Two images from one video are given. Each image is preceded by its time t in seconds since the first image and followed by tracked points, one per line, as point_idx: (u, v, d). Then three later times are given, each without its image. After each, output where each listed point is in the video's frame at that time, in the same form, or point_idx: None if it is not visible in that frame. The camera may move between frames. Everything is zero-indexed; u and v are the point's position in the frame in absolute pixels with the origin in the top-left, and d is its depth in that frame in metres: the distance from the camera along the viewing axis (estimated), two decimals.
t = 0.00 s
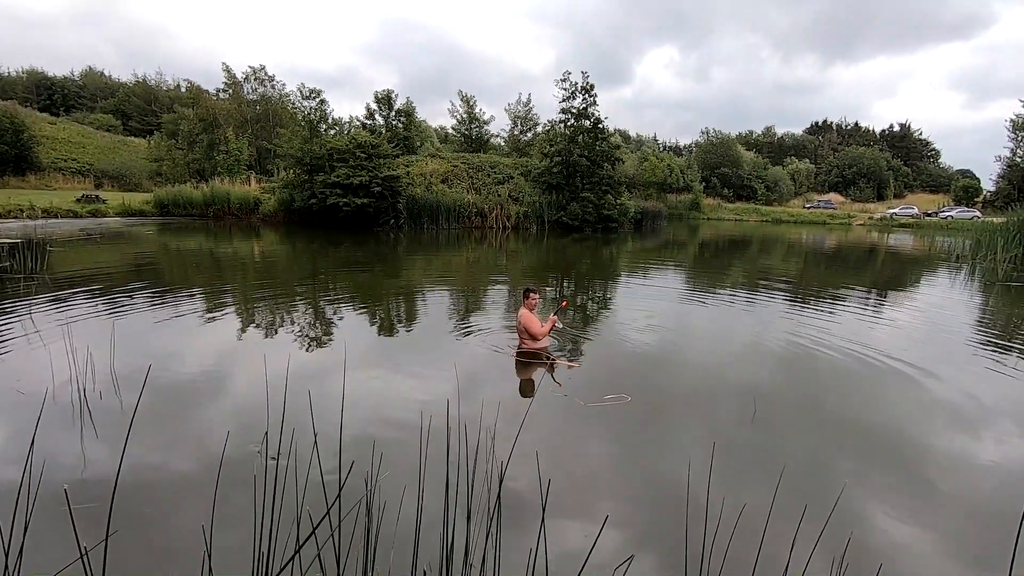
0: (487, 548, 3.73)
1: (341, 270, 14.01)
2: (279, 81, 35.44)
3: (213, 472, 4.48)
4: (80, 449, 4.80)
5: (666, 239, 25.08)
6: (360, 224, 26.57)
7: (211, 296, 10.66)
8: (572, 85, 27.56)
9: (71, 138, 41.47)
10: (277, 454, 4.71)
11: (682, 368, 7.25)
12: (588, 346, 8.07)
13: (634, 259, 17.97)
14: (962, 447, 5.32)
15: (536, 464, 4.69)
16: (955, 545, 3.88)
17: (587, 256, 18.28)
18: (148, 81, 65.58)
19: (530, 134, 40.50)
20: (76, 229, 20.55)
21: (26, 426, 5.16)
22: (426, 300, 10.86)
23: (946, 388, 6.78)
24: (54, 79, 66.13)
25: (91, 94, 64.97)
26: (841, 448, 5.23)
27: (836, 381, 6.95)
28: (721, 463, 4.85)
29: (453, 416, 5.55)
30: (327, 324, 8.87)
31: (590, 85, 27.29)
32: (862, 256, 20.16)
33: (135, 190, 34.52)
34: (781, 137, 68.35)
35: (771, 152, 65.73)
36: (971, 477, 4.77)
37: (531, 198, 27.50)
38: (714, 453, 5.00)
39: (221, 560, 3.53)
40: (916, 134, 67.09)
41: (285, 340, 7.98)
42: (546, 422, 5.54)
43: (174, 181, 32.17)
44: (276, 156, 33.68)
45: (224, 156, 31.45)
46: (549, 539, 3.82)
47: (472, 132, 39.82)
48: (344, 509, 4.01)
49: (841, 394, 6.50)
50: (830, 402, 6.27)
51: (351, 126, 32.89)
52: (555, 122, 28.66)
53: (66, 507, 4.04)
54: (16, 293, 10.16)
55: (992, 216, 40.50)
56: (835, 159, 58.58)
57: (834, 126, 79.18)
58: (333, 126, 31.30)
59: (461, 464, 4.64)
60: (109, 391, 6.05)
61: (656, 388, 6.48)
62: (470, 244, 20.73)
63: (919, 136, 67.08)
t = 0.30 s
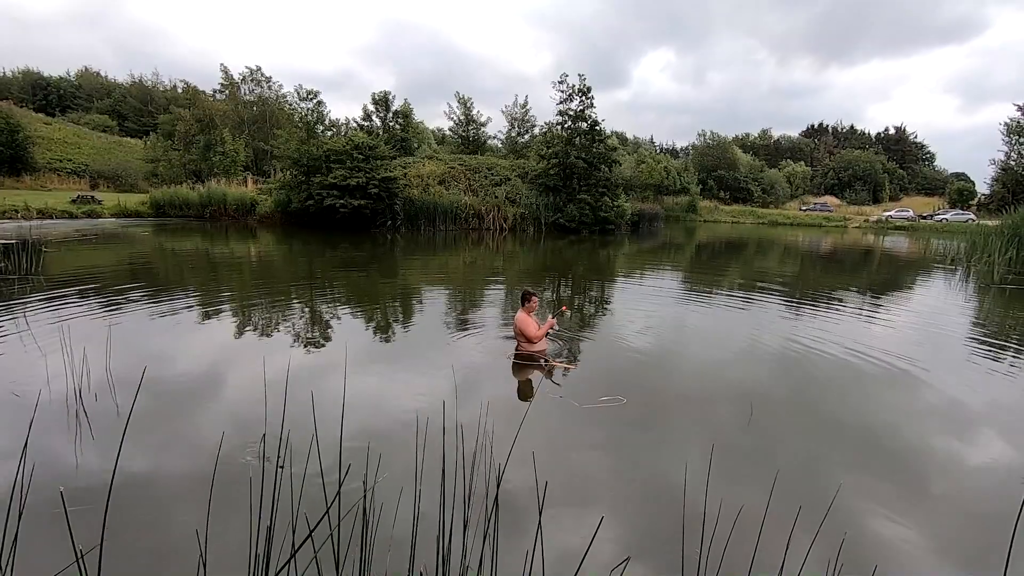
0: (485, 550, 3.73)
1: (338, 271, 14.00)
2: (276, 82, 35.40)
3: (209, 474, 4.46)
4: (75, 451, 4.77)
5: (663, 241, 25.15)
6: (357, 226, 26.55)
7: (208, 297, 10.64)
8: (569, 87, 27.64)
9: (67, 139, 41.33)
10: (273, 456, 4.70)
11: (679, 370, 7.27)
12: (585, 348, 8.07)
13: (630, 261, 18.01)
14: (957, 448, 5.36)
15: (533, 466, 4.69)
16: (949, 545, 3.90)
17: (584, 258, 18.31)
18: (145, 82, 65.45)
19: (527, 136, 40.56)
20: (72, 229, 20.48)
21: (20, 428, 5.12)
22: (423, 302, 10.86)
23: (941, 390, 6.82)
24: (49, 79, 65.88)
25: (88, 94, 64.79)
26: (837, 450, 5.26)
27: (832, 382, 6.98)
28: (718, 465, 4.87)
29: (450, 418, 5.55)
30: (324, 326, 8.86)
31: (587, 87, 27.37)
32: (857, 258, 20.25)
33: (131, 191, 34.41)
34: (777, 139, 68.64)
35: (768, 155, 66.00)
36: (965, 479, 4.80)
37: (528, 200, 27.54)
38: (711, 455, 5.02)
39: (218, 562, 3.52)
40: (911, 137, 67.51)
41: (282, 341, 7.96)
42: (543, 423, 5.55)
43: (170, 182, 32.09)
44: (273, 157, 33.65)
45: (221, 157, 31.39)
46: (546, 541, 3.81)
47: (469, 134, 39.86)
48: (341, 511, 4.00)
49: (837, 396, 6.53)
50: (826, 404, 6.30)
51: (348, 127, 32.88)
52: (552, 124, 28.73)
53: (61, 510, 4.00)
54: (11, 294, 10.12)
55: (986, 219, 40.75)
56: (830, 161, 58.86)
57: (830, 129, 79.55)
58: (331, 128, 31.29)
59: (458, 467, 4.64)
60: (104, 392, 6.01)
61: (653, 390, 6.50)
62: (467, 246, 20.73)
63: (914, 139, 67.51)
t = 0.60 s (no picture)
0: (477, 550, 3.72)
1: (333, 272, 13.97)
2: (271, 82, 35.29)
3: (200, 476, 4.43)
4: (65, 453, 4.73)
5: (658, 242, 25.20)
6: (352, 227, 26.47)
7: (201, 298, 10.58)
8: (564, 88, 27.72)
9: (60, 139, 41.06)
10: (264, 458, 4.67)
11: (674, 370, 7.29)
12: (581, 349, 8.08)
13: (625, 262, 18.04)
14: (949, 448, 5.38)
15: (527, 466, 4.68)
16: (942, 546, 3.91)
17: (580, 259, 18.33)
18: (138, 82, 65.10)
19: (523, 138, 40.61)
20: (63, 230, 20.32)
21: (9, 429, 5.06)
22: (418, 303, 10.84)
23: (935, 390, 6.85)
24: (41, 79, 65.42)
25: (80, 95, 64.35)
26: (831, 450, 5.27)
27: (825, 383, 7.01)
28: (712, 465, 4.88)
29: (444, 419, 5.53)
30: (319, 327, 8.83)
31: (583, 89, 27.45)
32: (851, 259, 20.39)
33: (124, 192, 34.22)
34: (771, 141, 68.99)
35: (762, 156, 66.31)
36: (958, 478, 4.82)
37: (523, 201, 27.55)
38: (705, 455, 5.02)
39: (208, 564, 3.49)
40: (903, 139, 68.05)
41: (276, 343, 7.92)
42: (538, 424, 5.54)
43: (164, 183, 31.92)
44: (268, 158, 33.53)
45: (215, 158, 31.25)
46: (539, 541, 3.81)
47: (464, 135, 39.86)
48: (333, 511, 3.98)
49: (831, 396, 6.56)
50: (820, 404, 6.32)
51: (343, 128, 32.81)
52: (548, 125, 28.78)
53: (50, 512, 3.95)
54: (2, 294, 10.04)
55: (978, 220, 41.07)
56: (824, 163, 59.21)
57: (824, 131, 80.01)
58: (326, 128, 31.20)
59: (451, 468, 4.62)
60: (96, 393, 5.96)
61: (648, 391, 6.51)
62: (462, 247, 20.72)
63: (906, 141, 68.05)
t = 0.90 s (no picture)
0: (469, 548, 3.75)
1: (328, 273, 13.95)
2: (264, 83, 35.14)
3: (194, 476, 4.44)
4: (58, 455, 4.72)
5: (654, 241, 25.27)
6: (347, 228, 26.42)
7: (196, 300, 10.55)
8: (559, 87, 27.74)
9: (52, 141, 40.81)
10: (259, 457, 4.68)
11: (668, 367, 7.33)
12: (576, 347, 8.10)
13: (621, 260, 18.09)
14: (940, 442, 5.44)
15: (519, 464, 4.71)
16: (931, 539, 3.95)
17: (575, 258, 18.34)
18: (131, 83, 64.72)
19: (518, 137, 40.62)
20: (56, 233, 20.20)
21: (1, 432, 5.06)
22: (414, 303, 10.86)
23: (927, 385, 6.91)
24: (33, 80, 64.93)
25: (73, 97, 63.96)
26: (824, 445, 5.30)
27: (819, 379, 7.05)
28: (704, 461, 4.90)
29: (438, 417, 5.56)
30: (314, 328, 8.84)
31: (577, 88, 27.48)
32: (846, 256, 20.46)
33: (117, 194, 34.06)
34: (766, 139, 69.20)
35: (757, 154, 66.51)
36: (948, 472, 4.87)
37: (519, 201, 27.55)
38: (698, 452, 5.05)
39: (200, 564, 3.50)
40: (897, 136, 68.42)
41: (271, 344, 7.92)
42: (530, 421, 5.58)
43: (157, 184, 31.78)
44: (262, 159, 33.43)
45: (209, 159, 31.13)
46: (532, 539, 3.83)
47: (459, 135, 39.83)
48: (325, 511, 3.99)
49: (823, 392, 6.60)
50: (813, 400, 6.37)
51: (338, 128, 32.73)
52: (543, 124, 28.79)
53: (42, 515, 3.94)
54: None
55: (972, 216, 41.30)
56: (819, 161, 59.44)
57: (818, 129, 80.28)
58: (320, 129, 31.11)
59: (444, 466, 4.66)
60: (89, 395, 5.96)
61: (642, 388, 6.55)
62: (458, 247, 20.71)
63: (900, 138, 68.41)
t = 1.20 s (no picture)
0: (463, 544, 3.75)
1: (320, 268, 13.85)
2: (254, 76, 34.78)
3: (184, 473, 4.41)
4: (46, 454, 4.68)
5: (646, 235, 25.34)
6: (339, 222, 26.27)
7: (186, 296, 10.45)
8: (551, 82, 27.67)
9: (38, 134, 40.20)
10: (250, 454, 4.66)
11: (661, 362, 7.36)
12: (569, 342, 8.11)
13: (614, 255, 18.11)
14: (928, 435, 5.50)
15: (512, 459, 4.71)
16: (919, 531, 4.00)
17: (568, 253, 18.35)
18: (118, 76, 63.87)
19: (511, 131, 40.50)
20: (43, 228, 19.94)
21: None
22: (407, 298, 10.82)
23: (916, 378, 6.98)
24: (17, 73, 63.86)
25: (58, 90, 63.02)
26: (815, 439, 5.34)
27: (810, 373, 7.09)
28: (696, 456, 4.92)
29: (431, 413, 5.55)
30: (306, 323, 8.79)
31: (570, 82, 27.41)
32: (836, 251, 20.61)
33: (105, 189, 33.65)
34: (757, 134, 69.46)
35: (748, 149, 66.74)
36: (936, 464, 4.93)
37: (511, 195, 27.49)
38: (690, 446, 5.07)
39: (192, 563, 3.48)
40: (887, 132, 68.92)
41: (263, 340, 7.88)
42: (524, 416, 5.58)
43: (146, 179, 31.43)
44: (253, 153, 33.12)
45: (198, 153, 30.78)
46: (525, 534, 3.83)
47: (451, 129, 39.64)
48: (317, 507, 3.98)
49: (814, 386, 6.65)
50: (804, 393, 6.41)
51: (329, 122, 32.47)
52: (535, 119, 28.72)
53: (30, 514, 3.92)
54: None
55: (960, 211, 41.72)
56: (810, 156, 59.77)
57: (809, 124, 80.69)
58: (311, 123, 30.83)
59: (436, 461, 4.65)
60: (78, 393, 5.90)
61: (635, 383, 6.56)
62: (451, 242, 20.64)
63: (890, 133, 68.92)
